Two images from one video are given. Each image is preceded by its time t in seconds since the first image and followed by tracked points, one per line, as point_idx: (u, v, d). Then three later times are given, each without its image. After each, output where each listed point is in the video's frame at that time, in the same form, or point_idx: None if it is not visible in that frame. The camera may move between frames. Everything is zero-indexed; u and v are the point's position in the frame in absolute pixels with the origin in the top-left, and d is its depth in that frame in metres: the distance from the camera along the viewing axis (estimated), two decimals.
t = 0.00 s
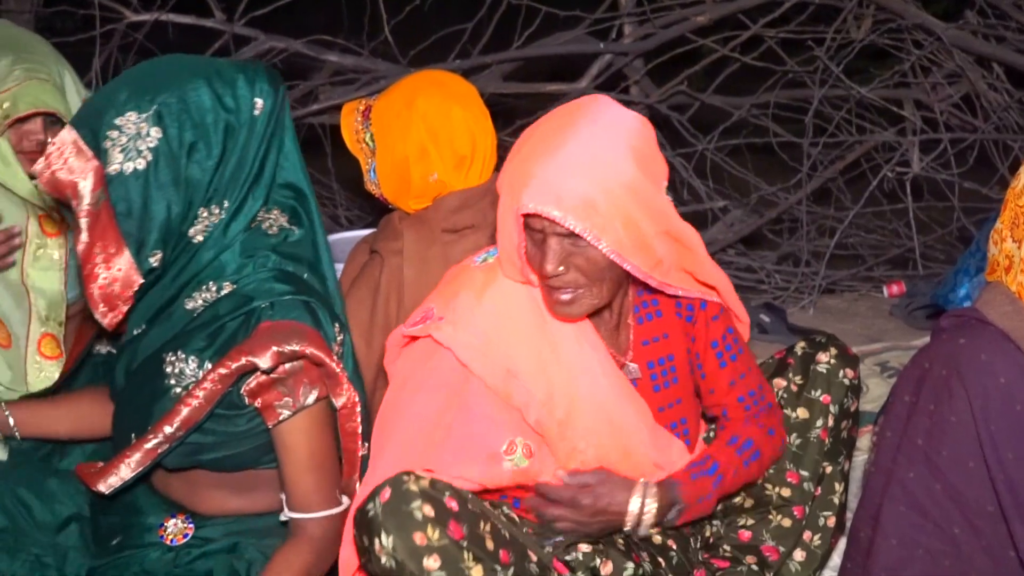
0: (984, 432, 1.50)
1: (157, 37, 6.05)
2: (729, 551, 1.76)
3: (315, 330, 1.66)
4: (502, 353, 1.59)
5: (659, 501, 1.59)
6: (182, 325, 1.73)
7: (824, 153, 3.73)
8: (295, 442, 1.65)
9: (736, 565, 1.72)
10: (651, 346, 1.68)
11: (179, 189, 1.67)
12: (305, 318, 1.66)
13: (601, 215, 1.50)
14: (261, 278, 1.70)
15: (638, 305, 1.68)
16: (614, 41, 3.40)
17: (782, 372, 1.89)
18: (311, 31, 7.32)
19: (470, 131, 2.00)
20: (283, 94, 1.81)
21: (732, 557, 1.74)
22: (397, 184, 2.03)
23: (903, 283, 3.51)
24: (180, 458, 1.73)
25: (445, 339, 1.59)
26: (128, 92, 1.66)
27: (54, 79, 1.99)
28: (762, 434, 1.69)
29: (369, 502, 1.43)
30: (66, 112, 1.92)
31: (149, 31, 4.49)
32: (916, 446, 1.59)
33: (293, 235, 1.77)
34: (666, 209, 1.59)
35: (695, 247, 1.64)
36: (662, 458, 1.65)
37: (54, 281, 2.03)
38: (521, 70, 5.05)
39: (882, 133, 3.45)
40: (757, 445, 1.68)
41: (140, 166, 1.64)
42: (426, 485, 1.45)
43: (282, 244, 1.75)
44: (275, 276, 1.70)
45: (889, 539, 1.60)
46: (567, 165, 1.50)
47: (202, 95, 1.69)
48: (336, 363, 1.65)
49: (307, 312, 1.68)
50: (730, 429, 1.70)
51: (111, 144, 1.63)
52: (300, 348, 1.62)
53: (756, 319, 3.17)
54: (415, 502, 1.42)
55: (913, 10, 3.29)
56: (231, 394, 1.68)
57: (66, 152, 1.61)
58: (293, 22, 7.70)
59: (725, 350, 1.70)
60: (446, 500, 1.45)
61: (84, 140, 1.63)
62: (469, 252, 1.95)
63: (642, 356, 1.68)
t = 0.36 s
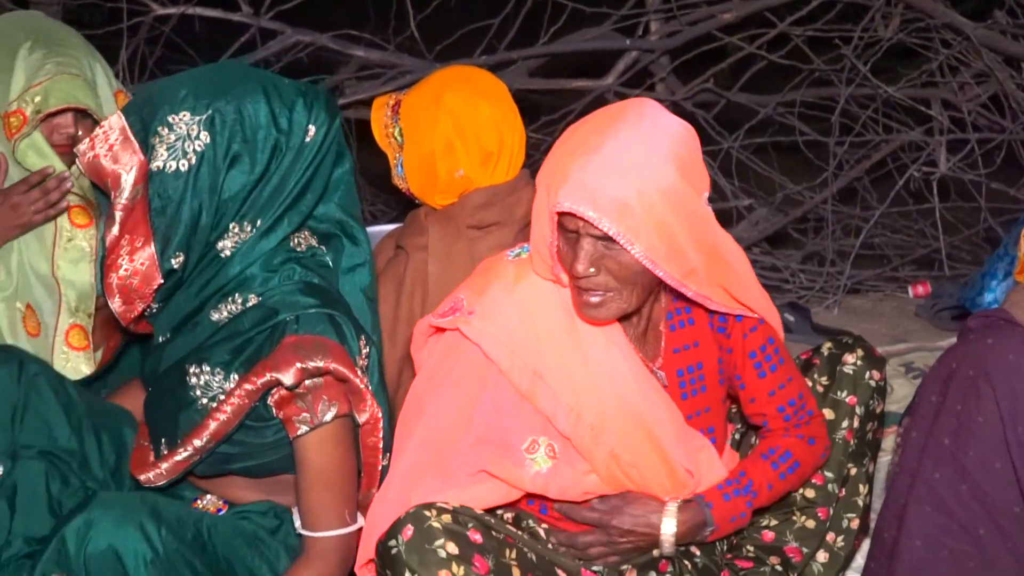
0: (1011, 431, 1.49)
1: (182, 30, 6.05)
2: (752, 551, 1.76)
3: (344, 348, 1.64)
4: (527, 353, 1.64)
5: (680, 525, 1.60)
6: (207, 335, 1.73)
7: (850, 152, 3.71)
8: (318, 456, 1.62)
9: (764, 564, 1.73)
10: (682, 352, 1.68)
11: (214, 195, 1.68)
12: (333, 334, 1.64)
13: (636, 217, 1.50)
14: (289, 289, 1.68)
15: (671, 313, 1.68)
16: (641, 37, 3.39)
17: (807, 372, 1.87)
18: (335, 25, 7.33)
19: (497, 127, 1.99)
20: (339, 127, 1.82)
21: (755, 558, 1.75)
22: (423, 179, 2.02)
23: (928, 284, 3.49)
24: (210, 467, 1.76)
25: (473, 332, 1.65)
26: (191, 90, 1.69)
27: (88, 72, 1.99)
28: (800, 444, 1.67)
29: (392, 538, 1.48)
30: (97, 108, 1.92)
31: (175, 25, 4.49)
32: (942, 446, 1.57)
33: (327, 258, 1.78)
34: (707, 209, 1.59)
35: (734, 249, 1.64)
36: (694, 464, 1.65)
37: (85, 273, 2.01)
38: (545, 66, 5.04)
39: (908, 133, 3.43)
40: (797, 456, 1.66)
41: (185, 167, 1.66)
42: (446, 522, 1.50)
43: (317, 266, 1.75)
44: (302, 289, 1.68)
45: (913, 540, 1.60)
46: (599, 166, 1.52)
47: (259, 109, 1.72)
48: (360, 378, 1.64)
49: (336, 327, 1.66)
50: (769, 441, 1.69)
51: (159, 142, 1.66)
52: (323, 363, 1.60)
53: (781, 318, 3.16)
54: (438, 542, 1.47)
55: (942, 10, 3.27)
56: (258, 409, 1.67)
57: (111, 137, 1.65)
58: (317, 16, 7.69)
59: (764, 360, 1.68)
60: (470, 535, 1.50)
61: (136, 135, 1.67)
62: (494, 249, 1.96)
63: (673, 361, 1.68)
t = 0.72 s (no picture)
0: None
1: (206, 28, 6.08)
2: (775, 551, 1.75)
3: (236, 341, 1.44)
4: (574, 346, 1.57)
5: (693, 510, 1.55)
6: (119, 387, 1.49)
7: (875, 151, 3.69)
8: (276, 462, 1.43)
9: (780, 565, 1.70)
10: (717, 354, 1.66)
11: (90, 255, 1.47)
12: (220, 331, 1.44)
13: (712, 184, 1.49)
14: (188, 295, 1.48)
15: (707, 313, 1.66)
16: (665, 35, 3.39)
17: (831, 373, 1.90)
18: (360, 20, 7.37)
19: (524, 127, 1.99)
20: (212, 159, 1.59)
21: (777, 557, 1.73)
22: (450, 177, 2.03)
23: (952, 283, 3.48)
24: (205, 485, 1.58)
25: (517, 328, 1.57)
26: (53, 153, 1.47)
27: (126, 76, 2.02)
28: (819, 449, 1.67)
29: (420, 538, 1.44)
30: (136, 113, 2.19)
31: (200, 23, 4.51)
32: (966, 447, 1.57)
33: (224, 261, 1.58)
34: (765, 199, 1.56)
35: (785, 244, 1.62)
36: (720, 464, 1.60)
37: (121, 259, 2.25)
38: (569, 65, 5.04)
39: (933, 132, 3.42)
40: (814, 459, 1.66)
41: (55, 236, 1.46)
42: (474, 523, 1.45)
43: (217, 276, 1.55)
44: (188, 297, 1.48)
45: (938, 541, 1.59)
46: (670, 135, 1.48)
47: (124, 164, 1.48)
48: (259, 365, 1.44)
49: (221, 326, 1.45)
50: (786, 444, 1.69)
51: (23, 216, 1.46)
52: (217, 366, 1.42)
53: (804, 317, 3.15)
54: (464, 542, 1.43)
55: (968, 9, 3.26)
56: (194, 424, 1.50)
57: None
58: (340, 14, 7.72)
59: (789, 366, 1.69)
60: (496, 534, 1.46)
61: None
62: (519, 248, 1.95)
63: (707, 364, 1.65)
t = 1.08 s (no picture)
0: None
1: (237, 25, 6.11)
2: (799, 551, 1.74)
3: (57, 361, 1.42)
4: (627, 331, 1.52)
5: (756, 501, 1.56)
6: None
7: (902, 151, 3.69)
8: (127, 446, 1.42)
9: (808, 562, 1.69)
10: (760, 352, 1.67)
11: None
12: (62, 355, 1.43)
13: (773, 176, 1.48)
14: (40, 318, 1.48)
15: (752, 310, 1.68)
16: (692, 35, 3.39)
17: (857, 376, 1.95)
18: (385, 18, 7.40)
19: (556, 125, 2.00)
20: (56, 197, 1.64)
21: (801, 556, 1.72)
22: (481, 173, 2.04)
23: (978, 284, 3.47)
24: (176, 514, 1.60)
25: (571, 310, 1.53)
26: None
27: (175, 74, 2.25)
28: (852, 454, 1.69)
29: (433, 551, 1.46)
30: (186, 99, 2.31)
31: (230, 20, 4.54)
32: (990, 448, 1.54)
33: (97, 277, 1.59)
34: (817, 196, 1.56)
35: (830, 246, 1.62)
36: (767, 455, 1.59)
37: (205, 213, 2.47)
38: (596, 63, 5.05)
39: (960, 132, 3.41)
40: (847, 461, 1.68)
41: None
42: (486, 532, 1.47)
43: (88, 296, 1.55)
44: (55, 313, 1.49)
45: (960, 542, 1.56)
46: (721, 129, 1.48)
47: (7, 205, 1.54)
48: (93, 387, 1.41)
49: (58, 348, 1.44)
50: (817, 447, 1.71)
51: None
52: (34, 395, 1.40)
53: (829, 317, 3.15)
54: (480, 553, 1.45)
55: (995, 10, 3.26)
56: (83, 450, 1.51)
57: None
58: (369, 11, 7.75)
59: (825, 370, 1.72)
60: (510, 545, 1.47)
61: None
62: (548, 246, 1.94)
63: (750, 361, 1.67)
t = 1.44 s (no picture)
0: None
1: (264, 19, 6.10)
2: (825, 549, 1.74)
3: (118, 336, 1.41)
4: (657, 308, 1.51)
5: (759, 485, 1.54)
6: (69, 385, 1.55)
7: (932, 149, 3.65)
8: (175, 426, 1.40)
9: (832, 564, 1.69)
10: (791, 348, 1.64)
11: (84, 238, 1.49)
12: (124, 328, 1.42)
13: (812, 164, 1.48)
14: (116, 293, 1.47)
15: (785, 306, 1.66)
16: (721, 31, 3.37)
17: (886, 374, 1.93)
18: (411, 12, 7.42)
19: (597, 122, 2.00)
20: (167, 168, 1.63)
21: (828, 555, 1.73)
22: (521, 166, 2.04)
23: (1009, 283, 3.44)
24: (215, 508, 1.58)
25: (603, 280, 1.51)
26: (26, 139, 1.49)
27: (208, 63, 2.27)
28: (876, 455, 1.68)
29: (458, 549, 1.45)
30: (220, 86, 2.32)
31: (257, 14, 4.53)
32: (1017, 440, 1.52)
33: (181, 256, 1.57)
34: (850, 192, 1.56)
35: (862, 241, 1.62)
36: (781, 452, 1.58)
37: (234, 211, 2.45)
38: (624, 59, 5.03)
39: (992, 130, 3.38)
40: (870, 462, 1.67)
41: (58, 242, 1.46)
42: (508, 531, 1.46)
43: (164, 281, 1.53)
44: (150, 284, 1.50)
45: (987, 537, 1.54)
46: (760, 112, 1.49)
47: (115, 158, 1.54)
48: (142, 367, 1.39)
49: (122, 320, 1.43)
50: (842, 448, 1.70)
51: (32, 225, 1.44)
52: (88, 363, 1.39)
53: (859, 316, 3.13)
54: (504, 554, 1.45)
55: None
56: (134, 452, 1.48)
57: None
58: (396, 6, 7.73)
59: (857, 370, 1.69)
60: (535, 543, 1.46)
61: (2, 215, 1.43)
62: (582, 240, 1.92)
63: (780, 357, 1.64)
